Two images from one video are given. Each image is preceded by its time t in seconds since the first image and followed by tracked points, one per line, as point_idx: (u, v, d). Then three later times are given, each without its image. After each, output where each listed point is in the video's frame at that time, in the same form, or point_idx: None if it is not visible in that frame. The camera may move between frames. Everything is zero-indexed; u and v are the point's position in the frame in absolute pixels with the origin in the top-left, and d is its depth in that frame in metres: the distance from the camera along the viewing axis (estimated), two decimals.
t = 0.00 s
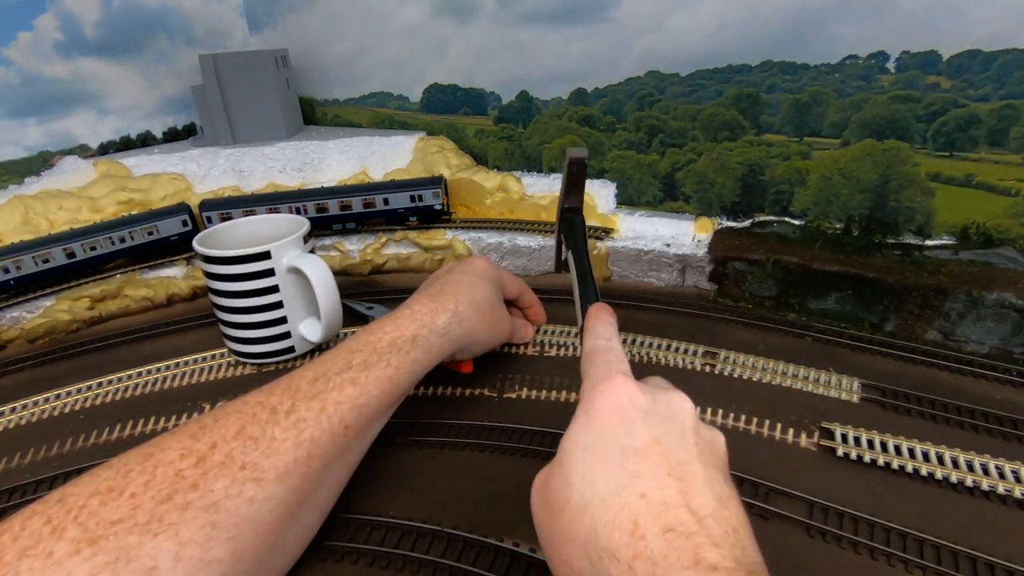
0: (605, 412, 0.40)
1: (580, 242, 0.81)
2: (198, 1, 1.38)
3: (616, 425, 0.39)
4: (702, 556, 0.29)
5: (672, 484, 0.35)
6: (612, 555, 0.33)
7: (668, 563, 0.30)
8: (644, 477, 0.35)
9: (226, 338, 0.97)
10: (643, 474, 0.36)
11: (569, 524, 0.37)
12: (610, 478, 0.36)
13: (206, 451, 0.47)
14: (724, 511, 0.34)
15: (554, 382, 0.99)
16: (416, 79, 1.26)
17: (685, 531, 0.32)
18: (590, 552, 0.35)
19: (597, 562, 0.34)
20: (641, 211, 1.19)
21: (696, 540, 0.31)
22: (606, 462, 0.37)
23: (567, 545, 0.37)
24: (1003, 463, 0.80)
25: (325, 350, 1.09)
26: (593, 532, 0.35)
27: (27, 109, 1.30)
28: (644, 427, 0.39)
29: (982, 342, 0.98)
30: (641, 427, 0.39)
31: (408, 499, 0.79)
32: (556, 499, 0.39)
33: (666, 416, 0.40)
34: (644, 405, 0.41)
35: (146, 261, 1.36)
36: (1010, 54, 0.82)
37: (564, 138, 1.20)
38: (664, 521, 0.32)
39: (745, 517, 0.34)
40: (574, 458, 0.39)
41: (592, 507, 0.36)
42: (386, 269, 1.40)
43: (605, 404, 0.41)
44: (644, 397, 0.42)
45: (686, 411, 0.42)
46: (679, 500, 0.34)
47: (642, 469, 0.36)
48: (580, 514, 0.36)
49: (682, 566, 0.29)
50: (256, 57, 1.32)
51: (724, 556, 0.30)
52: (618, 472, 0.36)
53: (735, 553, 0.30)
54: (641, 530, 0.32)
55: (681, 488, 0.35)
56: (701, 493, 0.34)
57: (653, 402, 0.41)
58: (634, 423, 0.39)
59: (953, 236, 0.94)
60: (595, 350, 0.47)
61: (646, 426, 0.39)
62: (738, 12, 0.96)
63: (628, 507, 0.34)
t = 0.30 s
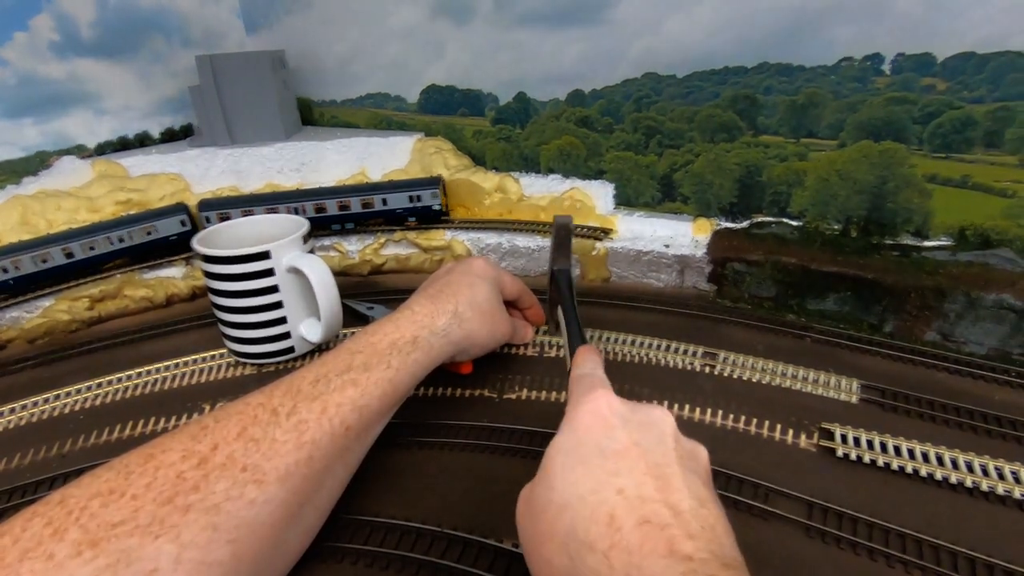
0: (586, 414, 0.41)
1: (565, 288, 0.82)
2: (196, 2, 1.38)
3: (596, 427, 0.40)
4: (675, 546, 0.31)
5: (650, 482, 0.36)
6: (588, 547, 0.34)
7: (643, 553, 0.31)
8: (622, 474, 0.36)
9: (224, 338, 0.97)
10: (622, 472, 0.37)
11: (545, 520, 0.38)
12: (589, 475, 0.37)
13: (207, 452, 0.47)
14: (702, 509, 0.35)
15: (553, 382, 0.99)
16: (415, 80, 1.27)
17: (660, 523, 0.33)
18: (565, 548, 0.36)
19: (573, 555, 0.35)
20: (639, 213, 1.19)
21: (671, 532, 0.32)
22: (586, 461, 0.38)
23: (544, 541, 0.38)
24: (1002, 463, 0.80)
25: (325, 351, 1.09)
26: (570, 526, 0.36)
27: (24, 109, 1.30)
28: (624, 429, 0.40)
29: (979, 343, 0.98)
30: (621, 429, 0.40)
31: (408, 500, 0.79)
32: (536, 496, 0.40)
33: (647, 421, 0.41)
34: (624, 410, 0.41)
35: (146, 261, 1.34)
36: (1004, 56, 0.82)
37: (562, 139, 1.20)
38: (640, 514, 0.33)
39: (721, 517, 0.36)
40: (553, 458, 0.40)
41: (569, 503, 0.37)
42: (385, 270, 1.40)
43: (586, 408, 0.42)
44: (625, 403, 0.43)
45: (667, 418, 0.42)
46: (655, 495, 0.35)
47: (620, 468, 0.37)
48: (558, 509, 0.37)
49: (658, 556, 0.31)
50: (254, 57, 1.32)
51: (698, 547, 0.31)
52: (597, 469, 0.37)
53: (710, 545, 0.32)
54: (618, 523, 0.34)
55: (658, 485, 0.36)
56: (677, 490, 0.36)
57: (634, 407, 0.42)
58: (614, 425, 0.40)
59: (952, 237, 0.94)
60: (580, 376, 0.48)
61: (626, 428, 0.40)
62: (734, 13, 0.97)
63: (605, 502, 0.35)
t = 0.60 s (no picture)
0: (592, 405, 0.41)
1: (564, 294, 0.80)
2: (198, 5, 1.39)
3: (602, 419, 0.40)
4: (678, 542, 0.31)
5: (653, 477, 0.36)
6: (589, 537, 0.34)
7: (645, 545, 0.31)
8: (626, 467, 0.37)
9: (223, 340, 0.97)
10: (626, 466, 0.37)
11: (546, 509, 0.38)
12: (593, 465, 0.37)
13: (205, 455, 0.47)
14: (704, 507, 0.35)
15: (553, 384, 0.99)
16: (416, 82, 1.28)
17: (663, 518, 0.33)
18: (566, 537, 0.36)
19: (573, 544, 0.35)
20: (638, 215, 1.22)
21: (674, 527, 0.32)
22: (589, 452, 0.38)
23: (544, 529, 0.38)
24: (1001, 465, 0.80)
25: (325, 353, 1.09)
26: (571, 515, 0.36)
27: (26, 111, 1.30)
28: (630, 422, 0.40)
29: (977, 345, 0.98)
30: (626, 422, 0.40)
31: (406, 501, 0.79)
32: (538, 485, 0.40)
33: (652, 415, 0.41)
34: (632, 404, 0.42)
35: (145, 263, 1.36)
36: (1002, 60, 0.83)
37: (562, 142, 1.22)
38: (643, 508, 0.34)
39: (723, 515, 0.36)
40: (557, 448, 0.40)
41: (572, 493, 0.37)
42: (384, 273, 1.37)
43: (593, 400, 0.42)
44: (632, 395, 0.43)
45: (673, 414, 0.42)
46: (659, 490, 0.35)
47: (624, 461, 0.37)
48: (560, 498, 0.37)
49: (660, 550, 0.31)
50: (256, 61, 1.33)
51: (700, 545, 0.31)
52: (600, 460, 0.38)
53: (711, 543, 0.32)
54: (620, 516, 0.34)
55: (662, 481, 0.36)
56: (680, 487, 0.36)
57: (641, 401, 0.43)
58: (620, 418, 0.40)
59: (949, 239, 0.95)
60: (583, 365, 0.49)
61: (631, 422, 0.40)
62: (735, 16, 0.97)
63: (607, 494, 0.35)
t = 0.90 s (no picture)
0: (591, 413, 0.41)
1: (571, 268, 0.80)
2: (199, 7, 1.39)
3: (601, 425, 0.40)
4: (675, 554, 0.30)
5: (651, 486, 0.36)
6: (586, 547, 0.34)
7: (640, 558, 0.31)
8: (624, 476, 0.36)
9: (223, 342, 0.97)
10: (624, 473, 0.37)
11: (547, 516, 0.38)
12: (591, 473, 0.37)
13: (205, 456, 0.48)
14: (701, 515, 0.35)
15: (552, 387, 0.99)
16: (416, 85, 1.29)
17: (660, 530, 0.32)
18: (565, 546, 0.36)
19: (571, 554, 0.35)
20: (637, 219, 1.23)
21: (671, 539, 0.31)
22: (589, 460, 0.38)
23: (545, 539, 0.38)
24: (998, 467, 0.80)
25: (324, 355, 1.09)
26: (571, 526, 0.36)
27: (27, 113, 1.30)
28: (627, 428, 0.40)
29: (975, 348, 0.98)
30: (624, 429, 0.40)
31: (406, 502, 0.79)
32: (539, 495, 0.40)
33: (650, 419, 0.42)
34: (629, 409, 0.42)
35: (146, 265, 1.37)
36: (999, 65, 0.83)
37: (563, 145, 1.23)
38: (640, 519, 0.33)
39: (721, 525, 0.35)
40: (556, 455, 0.40)
41: (570, 502, 0.37)
42: (383, 275, 1.36)
43: (591, 406, 0.42)
44: (630, 400, 0.43)
45: (672, 418, 0.42)
46: (656, 500, 0.34)
47: (622, 468, 0.37)
48: (560, 507, 0.37)
49: (657, 563, 0.30)
50: (257, 63, 1.34)
51: (698, 556, 0.30)
52: (599, 470, 0.37)
53: (709, 554, 0.31)
54: (617, 527, 0.33)
55: (660, 490, 0.35)
56: (678, 496, 0.35)
57: (640, 404, 0.43)
58: (618, 426, 0.40)
59: (946, 243, 0.96)
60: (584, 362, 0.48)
61: (629, 428, 0.40)
62: (734, 20, 0.98)
63: (605, 504, 0.35)
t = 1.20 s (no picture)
0: (593, 416, 0.41)
1: (579, 246, 0.80)
2: (198, 7, 1.39)
3: (602, 430, 0.40)
4: (675, 563, 0.31)
5: (652, 493, 0.36)
6: (586, 557, 0.34)
7: (641, 568, 0.31)
8: (625, 484, 0.36)
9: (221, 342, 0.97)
10: (625, 482, 0.37)
11: (546, 521, 0.38)
12: (592, 481, 0.37)
13: (204, 456, 0.47)
14: (702, 521, 0.35)
15: (552, 387, 0.99)
16: (415, 85, 1.29)
17: (659, 540, 0.32)
18: (564, 551, 0.36)
19: (570, 561, 0.35)
20: (636, 218, 1.22)
21: (671, 549, 0.32)
22: (590, 466, 0.38)
23: (543, 539, 0.38)
24: (997, 467, 0.80)
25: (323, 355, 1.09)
26: (571, 531, 0.36)
27: (25, 113, 1.30)
28: (630, 433, 0.40)
29: (973, 347, 0.98)
30: (626, 433, 0.40)
31: (406, 502, 0.79)
32: (537, 495, 0.40)
33: (652, 426, 0.41)
34: (631, 414, 0.41)
35: (145, 266, 1.36)
36: (998, 65, 0.83)
37: (562, 144, 1.22)
38: (641, 529, 0.33)
39: (721, 531, 0.35)
40: (557, 458, 0.40)
41: (571, 509, 0.37)
42: (383, 275, 1.36)
43: (593, 413, 0.41)
44: (633, 405, 0.42)
45: (673, 424, 0.42)
46: (657, 510, 0.35)
47: (624, 478, 0.37)
48: (559, 513, 0.37)
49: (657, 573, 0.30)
50: (256, 63, 1.34)
51: (698, 566, 0.31)
52: (599, 476, 0.37)
53: (708, 564, 0.31)
54: (619, 537, 0.33)
55: (660, 497, 0.36)
56: (679, 505, 0.35)
57: (642, 411, 0.42)
58: (620, 430, 0.40)
59: (946, 242, 0.96)
60: (586, 361, 0.48)
61: (632, 433, 0.40)
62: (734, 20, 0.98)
63: (606, 513, 0.35)
